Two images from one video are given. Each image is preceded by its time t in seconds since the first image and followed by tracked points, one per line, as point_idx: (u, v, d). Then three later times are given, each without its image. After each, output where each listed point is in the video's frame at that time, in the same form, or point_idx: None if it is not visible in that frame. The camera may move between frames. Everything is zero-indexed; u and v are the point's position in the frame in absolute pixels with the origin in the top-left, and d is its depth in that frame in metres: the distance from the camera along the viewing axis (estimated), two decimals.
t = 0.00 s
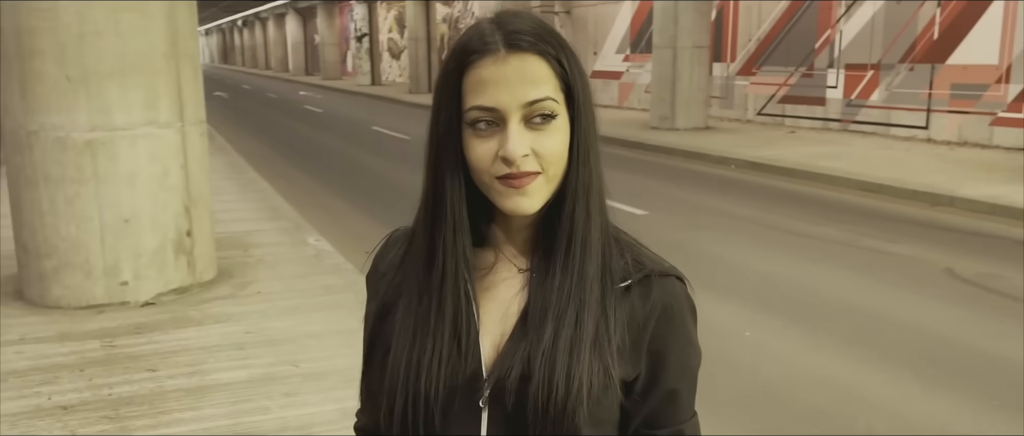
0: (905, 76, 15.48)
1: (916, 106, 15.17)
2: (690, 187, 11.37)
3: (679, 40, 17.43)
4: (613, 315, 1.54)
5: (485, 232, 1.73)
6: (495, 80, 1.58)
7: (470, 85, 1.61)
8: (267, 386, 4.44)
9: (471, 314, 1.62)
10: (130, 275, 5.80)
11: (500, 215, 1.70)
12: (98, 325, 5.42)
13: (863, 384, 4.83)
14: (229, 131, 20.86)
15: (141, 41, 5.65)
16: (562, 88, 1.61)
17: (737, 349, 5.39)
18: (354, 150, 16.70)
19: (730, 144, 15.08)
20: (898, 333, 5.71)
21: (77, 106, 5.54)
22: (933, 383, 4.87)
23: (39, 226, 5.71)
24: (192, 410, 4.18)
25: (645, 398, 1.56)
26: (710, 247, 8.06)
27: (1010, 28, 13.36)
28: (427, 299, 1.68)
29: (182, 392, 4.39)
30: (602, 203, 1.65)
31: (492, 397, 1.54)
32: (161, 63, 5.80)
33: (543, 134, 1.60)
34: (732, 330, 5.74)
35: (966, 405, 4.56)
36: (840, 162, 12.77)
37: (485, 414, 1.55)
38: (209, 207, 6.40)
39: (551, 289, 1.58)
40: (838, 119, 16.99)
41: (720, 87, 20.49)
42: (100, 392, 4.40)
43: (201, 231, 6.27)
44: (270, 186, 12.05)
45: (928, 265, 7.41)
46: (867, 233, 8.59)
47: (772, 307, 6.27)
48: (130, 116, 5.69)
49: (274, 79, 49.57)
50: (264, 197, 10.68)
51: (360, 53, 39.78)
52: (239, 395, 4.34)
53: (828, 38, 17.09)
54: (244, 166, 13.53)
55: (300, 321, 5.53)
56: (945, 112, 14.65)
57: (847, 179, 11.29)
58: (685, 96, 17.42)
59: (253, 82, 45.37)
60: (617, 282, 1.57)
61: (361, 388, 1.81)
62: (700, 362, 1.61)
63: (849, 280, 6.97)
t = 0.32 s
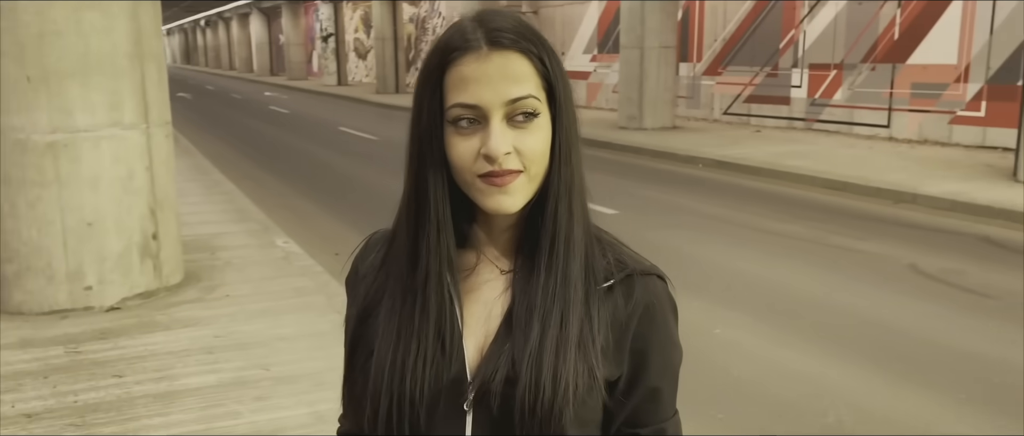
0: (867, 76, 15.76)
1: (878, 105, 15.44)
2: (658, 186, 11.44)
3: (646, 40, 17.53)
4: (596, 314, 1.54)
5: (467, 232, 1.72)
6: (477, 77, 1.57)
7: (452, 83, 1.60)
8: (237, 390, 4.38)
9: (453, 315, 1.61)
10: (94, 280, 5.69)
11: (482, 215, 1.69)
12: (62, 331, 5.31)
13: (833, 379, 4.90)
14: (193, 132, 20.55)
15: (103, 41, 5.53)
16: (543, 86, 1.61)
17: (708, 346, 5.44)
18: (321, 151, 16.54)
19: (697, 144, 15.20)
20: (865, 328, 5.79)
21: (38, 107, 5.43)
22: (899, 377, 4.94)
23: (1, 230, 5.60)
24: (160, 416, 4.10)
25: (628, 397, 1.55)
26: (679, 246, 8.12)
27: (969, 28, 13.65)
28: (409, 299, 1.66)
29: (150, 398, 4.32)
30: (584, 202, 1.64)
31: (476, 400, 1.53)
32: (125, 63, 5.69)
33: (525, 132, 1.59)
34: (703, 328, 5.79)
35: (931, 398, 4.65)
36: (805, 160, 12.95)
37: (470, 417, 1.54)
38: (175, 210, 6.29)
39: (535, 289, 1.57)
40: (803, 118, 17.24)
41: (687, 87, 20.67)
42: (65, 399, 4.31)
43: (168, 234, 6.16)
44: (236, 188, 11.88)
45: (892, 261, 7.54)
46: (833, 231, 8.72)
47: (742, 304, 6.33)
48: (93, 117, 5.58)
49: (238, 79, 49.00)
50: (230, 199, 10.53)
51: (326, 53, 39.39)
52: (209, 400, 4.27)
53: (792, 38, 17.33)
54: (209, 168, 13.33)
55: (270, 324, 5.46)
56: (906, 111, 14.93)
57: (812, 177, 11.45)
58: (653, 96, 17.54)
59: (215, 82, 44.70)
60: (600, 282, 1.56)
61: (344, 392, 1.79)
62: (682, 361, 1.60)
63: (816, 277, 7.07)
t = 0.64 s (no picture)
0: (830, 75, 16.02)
1: (841, 104, 15.71)
2: (627, 185, 11.52)
3: (613, 40, 17.60)
4: (576, 311, 1.55)
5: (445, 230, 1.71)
6: (456, 73, 1.57)
7: (431, 78, 1.59)
8: (208, 395, 4.33)
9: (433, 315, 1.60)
10: (57, 285, 5.58)
11: (461, 212, 1.68)
12: (25, 337, 5.20)
13: (802, 374, 4.98)
14: (156, 133, 20.20)
15: (65, 42, 5.43)
16: (522, 81, 1.60)
17: (679, 343, 5.48)
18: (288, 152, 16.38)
19: (665, 143, 15.33)
20: (832, 323, 5.89)
21: None
22: (866, 371, 5.03)
23: None
24: (129, 422, 4.03)
25: (608, 394, 1.56)
26: (649, 244, 8.18)
27: (928, 28, 13.94)
28: (388, 300, 1.65)
29: (118, 404, 4.24)
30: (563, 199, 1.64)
31: (458, 401, 1.52)
32: (88, 63, 5.58)
33: (505, 128, 1.59)
34: (674, 325, 5.84)
35: (898, 392, 4.74)
36: (771, 159, 13.11)
37: (452, 418, 1.53)
38: (140, 212, 6.18)
39: (517, 286, 1.57)
40: (768, 117, 17.50)
41: (653, 87, 20.83)
42: (30, 406, 4.22)
43: (133, 237, 6.06)
44: (202, 190, 11.71)
45: (857, 257, 7.68)
46: (799, 227, 8.85)
47: (711, 301, 6.40)
48: (55, 119, 5.47)
49: (201, 79, 48.34)
50: (196, 201, 10.38)
51: (291, 53, 38.98)
52: (179, 405, 4.22)
53: (757, 38, 17.55)
54: (174, 170, 13.12)
55: (240, 327, 5.40)
56: (868, 110, 15.20)
57: (778, 176, 11.61)
58: (620, 96, 17.65)
59: (178, 82, 43.99)
60: (579, 280, 1.56)
61: (321, 396, 1.77)
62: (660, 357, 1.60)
63: (784, 273, 7.17)
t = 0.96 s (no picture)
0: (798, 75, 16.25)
1: (809, 104, 15.95)
2: (600, 184, 11.57)
3: (584, 40, 17.68)
4: (567, 307, 1.52)
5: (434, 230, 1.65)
6: (446, 73, 1.51)
7: (419, 79, 1.53)
8: (186, 400, 4.29)
9: (425, 315, 1.54)
10: (27, 290, 5.48)
11: (451, 210, 1.62)
12: None
13: (778, 370, 5.05)
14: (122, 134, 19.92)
15: (33, 42, 5.33)
16: (511, 81, 1.55)
17: (657, 342, 5.52)
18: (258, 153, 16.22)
19: (637, 142, 15.43)
20: (806, 319, 5.98)
21: None
22: (840, 366, 5.11)
23: None
24: (106, 428, 3.98)
25: (598, 389, 1.54)
26: (623, 243, 8.23)
27: (893, 28, 14.18)
28: (379, 299, 1.59)
29: (93, 410, 4.17)
30: (552, 197, 1.61)
31: (451, 398, 1.47)
32: (57, 64, 5.48)
33: (496, 127, 1.54)
34: (651, 324, 5.88)
35: (871, 386, 4.82)
36: (741, 157, 13.26)
37: (445, 416, 1.48)
38: (111, 215, 6.09)
39: (510, 283, 1.53)
40: (737, 116, 17.71)
41: (624, 86, 20.97)
42: (3, 414, 4.15)
43: (105, 240, 5.96)
44: (172, 192, 11.56)
45: (828, 254, 7.80)
46: (770, 225, 8.97)
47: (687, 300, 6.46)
48: (23, 121, 5.37)
49: (167, 79, 47.78)
50: (166, 203, 10.26)
51: (259, 54, 38.57)
52: (156, 410, 4.17)
53: (726, 38, 17.72)
54: (142, 171, 12.95)
55: (215, 330, 5.35)
56: (835, 109, 15.43)
57: (749, 174, 11.74)
58: (592, 95, 17.74)
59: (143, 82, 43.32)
60: (570, 276, 1.55)
61: (308, 399, 1.70)
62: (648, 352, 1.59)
63: (757, 271, 7.26)
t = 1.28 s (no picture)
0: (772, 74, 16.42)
1: (783, 103, 16.12)
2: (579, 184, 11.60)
3: (561, 40, 17.72)
4: (573, 306, 1.53)
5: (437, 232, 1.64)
6: (450, 80, 1.49)
7: (423, 86, 1.51)
8: (169, 404, 4.25)
9: (431, 317, 1.53)
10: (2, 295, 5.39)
11: (454, 212, 1.62)
12: None
13: (760, 367, 5.10)
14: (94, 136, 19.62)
15: (7, 43, 5.23)
16: (515, 84, 1.54)
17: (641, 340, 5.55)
18: (234, 154, 16.05)
19: (614, 142, 15.50)
20: (786, 317, 6.04)
21: None
22: (820, 363, 5.18)
23: None
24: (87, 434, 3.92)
25: (602, 386, 1.54)
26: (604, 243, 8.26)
27: (865, 29, 14.39)
28: (384, 302, 1.57)
29: (74, 416, 4.11)
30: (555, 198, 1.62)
31: (461, 397, 1.47)
32: (31, 65, 5.38)
33: (501, 132, 1.53)
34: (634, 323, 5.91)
35: (851, 382, 4.89)
36: (718, 157, 13.38)
37: (454, 415, 1.48)
38: (88, 218, 6.00)
39: (518, 285, 1.54)
40: (712, 116, 17.86)
41: (600, 86, 21.05)
42: None
43: (81, 243, 5.87)
44: (147, 194, 11.42)
45: (806, 252, 7.90)
46: (747, 224, 9.05)
47: (668, 298, 6.51)
48: None
49: (136, 79, 47.10)
50: (141, 205, 10.13)
51: (231, 54, 38.18)
52: (138, 415, 4.12)
53: (700, 38, 17.82)
54: (115, 174, 12.76)
55: (197, 334, 5.29)
56: (809, 108, 15.62)
57: (725, 173, 11.85)
58: (569, 96, 17.78)
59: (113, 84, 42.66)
60: (574, 273, 1.56)
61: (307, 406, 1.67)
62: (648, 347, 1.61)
63: (736, 268, 7.33)
